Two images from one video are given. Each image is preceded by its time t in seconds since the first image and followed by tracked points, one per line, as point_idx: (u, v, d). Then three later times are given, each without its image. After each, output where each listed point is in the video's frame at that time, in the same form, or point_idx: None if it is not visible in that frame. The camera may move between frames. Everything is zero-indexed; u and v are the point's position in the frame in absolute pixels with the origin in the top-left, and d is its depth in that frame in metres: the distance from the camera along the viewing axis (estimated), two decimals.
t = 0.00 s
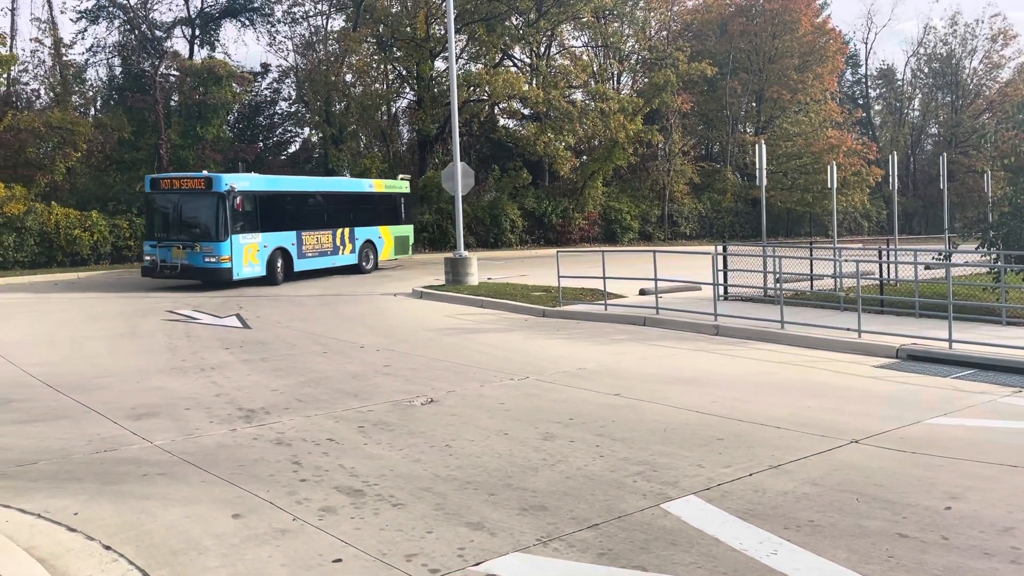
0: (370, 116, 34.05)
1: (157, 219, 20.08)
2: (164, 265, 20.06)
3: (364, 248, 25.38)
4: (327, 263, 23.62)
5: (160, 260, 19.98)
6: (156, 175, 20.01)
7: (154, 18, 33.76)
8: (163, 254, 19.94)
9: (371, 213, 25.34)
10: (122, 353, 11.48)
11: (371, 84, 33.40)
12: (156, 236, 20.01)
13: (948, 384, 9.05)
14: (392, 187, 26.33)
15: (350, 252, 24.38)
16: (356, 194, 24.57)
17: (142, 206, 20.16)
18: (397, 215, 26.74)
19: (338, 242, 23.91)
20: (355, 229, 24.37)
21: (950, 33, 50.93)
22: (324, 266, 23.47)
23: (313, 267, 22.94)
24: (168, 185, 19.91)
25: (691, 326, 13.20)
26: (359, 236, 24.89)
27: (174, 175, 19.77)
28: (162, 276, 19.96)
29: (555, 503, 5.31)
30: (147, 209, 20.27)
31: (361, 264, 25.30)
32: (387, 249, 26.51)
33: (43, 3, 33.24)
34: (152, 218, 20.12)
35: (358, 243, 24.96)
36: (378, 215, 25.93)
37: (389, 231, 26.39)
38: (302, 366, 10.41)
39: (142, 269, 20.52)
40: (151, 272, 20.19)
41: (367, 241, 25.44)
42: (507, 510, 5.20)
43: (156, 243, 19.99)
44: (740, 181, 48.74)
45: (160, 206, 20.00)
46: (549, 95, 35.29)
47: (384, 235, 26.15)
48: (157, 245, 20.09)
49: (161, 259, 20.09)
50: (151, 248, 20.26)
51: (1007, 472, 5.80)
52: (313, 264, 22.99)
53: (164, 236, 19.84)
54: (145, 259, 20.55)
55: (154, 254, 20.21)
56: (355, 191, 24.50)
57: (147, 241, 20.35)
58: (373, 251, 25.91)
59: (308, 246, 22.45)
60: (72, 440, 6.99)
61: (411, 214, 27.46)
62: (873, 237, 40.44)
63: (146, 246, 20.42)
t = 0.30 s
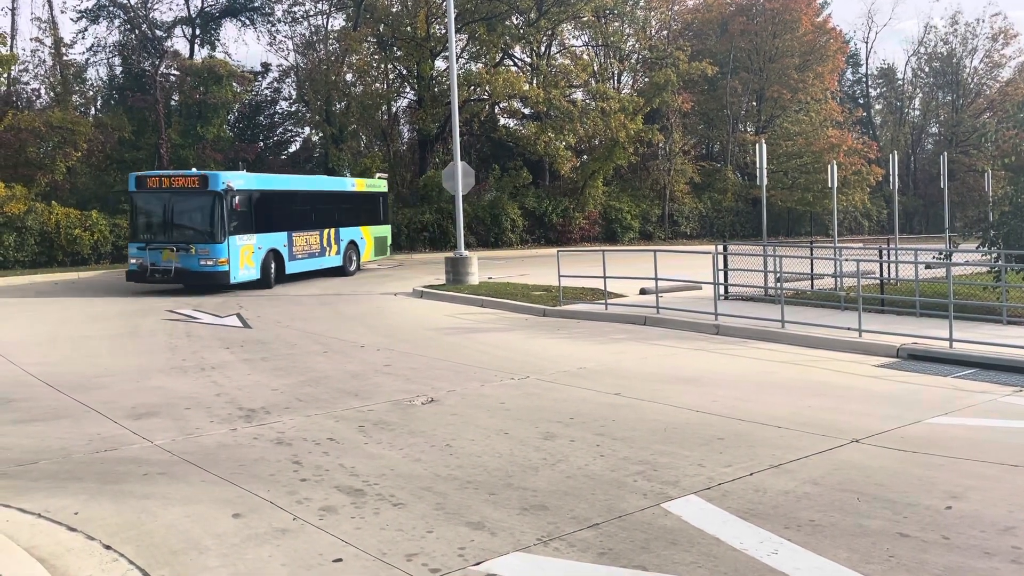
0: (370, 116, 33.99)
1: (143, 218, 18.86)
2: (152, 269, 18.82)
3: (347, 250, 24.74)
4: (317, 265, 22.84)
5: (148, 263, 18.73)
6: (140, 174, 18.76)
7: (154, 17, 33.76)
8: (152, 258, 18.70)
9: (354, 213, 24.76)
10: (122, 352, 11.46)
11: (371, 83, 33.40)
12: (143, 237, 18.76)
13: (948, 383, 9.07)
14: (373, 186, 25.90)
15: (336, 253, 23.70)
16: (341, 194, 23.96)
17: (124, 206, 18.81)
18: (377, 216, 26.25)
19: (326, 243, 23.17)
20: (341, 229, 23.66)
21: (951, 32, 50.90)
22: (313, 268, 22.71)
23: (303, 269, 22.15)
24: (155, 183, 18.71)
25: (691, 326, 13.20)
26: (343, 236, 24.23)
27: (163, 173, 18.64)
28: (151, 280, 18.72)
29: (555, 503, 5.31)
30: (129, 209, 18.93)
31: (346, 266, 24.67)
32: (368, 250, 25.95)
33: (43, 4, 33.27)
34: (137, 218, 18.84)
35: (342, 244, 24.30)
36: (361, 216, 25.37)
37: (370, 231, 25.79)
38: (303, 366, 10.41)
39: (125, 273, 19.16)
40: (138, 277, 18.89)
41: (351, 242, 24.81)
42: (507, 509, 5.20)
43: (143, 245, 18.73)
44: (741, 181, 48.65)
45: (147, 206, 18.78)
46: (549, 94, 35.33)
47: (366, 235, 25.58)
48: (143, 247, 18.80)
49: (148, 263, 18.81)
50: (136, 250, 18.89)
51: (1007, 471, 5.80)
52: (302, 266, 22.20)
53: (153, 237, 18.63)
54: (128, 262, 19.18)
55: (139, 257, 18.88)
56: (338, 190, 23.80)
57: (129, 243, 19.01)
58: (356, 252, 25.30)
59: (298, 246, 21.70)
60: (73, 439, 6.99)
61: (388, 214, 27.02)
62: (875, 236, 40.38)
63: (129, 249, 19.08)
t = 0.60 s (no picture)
0: (370, 115, 33.99)
1: (137, 217, 17.76)
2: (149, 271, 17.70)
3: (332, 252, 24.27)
4: (307, 266, 22.33)
5: (145, 265, 17.63)
6: (134, 169, 17.68)
7: (153, 16, 33.70)
8: (149, 259, 17.60)
9: (338, 213, 24.34)
10: (121, 352, 11.45)
11: (371, 83, 33.40)
12: (136, 238, 17.64)
13: (948, 382, 9.08)
14: (354, 188, 25.60)
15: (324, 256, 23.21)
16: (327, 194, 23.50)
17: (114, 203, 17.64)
18: (357, 217, 25.94)
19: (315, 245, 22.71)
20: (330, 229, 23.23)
21: (950, 31, 50.92)
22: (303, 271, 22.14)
23: (295, 271, 21.53)
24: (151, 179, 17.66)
25: (691, 325, 13.20)
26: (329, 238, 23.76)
27: (161, 170, 17.65)
28: (148, 283, 17.64)
29: (555, 502, 5.30)
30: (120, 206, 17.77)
31: (333, 268, 24.17)
32: (349, 252, 25.60)
33: (42, 3, 33.27)
34: (129, 216, 17.72)
35: (328, 246, 23.82)
36: (343, 216, 24.97)
37: (351, 233, 25.48)
38: (303, 365, 10.39)
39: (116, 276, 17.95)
40: (132, 280, 17.75)
41: (334, 244, 24.41)
42: (506, 509, 5.19)
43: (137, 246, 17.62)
44: (740, 181, 48.62)
45: (141, 204, 17.70)
46: (549, 93, 35.40)
47: (348, 237, 25.20)
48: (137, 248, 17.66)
49: (145, 264, 17.68)
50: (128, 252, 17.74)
51: (1007, 470, 5.80)
52: (294, 269, 21.59)
53: (149, 237, 17.56)
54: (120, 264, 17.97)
55: (134, 259, 17.72)
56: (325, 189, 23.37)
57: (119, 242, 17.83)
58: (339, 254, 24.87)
59: (293, 248, 21.11)
60: (72, 439, 6.98)
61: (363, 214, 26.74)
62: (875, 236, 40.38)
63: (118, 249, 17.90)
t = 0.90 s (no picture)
0: (370, 115, 34.00)
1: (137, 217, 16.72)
2: (154, 275, 16.70)
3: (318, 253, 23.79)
4: (299, 268, 21.84)
5: (149, 269, 16.62)
6: (134, 165, 16.66)
7: (151, 16, 33.62)
8: (154, 262, 16.59)
9: (323, 212, 23.83)
10: (120, 352, 11.44)
11: (370, 82, 33.39)
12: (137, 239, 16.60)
13: (947, 382, 9.08)
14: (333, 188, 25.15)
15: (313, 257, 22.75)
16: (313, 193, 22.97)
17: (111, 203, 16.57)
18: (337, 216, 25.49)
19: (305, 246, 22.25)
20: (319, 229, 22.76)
21: (949, 31, 50.94)
22: (297, 272, 21.63)
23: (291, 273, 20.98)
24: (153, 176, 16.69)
25: (691, 325, 13.20)
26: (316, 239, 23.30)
27: (164, 166, 16.70)
28: (153, 288, 16.62)
29: (555, 502, 5.30)
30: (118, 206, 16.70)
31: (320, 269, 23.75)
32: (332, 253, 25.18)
33: (41, 3, 33.29)
34: (129, 215, 16.65)
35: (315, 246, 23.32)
36: (327, 216, 24.47)
37: (333, 234, 25.06)
38: (302, 365, 10.39)
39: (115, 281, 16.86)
40: (134, 285, 16.69)
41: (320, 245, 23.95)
42: (506, 509, 5.19)
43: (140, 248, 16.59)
44: (739, 180, 48.67)
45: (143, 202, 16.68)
46: (548, 93, 35.40)
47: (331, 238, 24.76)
48: (140, 251, 16.62)
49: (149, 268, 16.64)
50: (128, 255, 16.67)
51: (1006, 470, 5.80)
52: (289, 270, 21.05)
53: (153, 238, 16.56)
54: (119, 268, 16.86)
55: (136, 262, 16.67)
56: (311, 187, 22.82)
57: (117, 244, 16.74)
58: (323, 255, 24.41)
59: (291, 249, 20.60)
60: (71, 439, 6.97)
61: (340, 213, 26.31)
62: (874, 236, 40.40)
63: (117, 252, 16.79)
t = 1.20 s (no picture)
0: (368, 115, 34.00)
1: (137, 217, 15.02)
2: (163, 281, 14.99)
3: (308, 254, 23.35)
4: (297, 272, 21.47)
5: (158, 274, 14.95)
6: (136, 162, 15.05)
7: (149, 16, 33.63)
8: (163, 266, 14.93)
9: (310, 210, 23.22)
10: (117, 352, 11.43)
11: (368, 83, 33.40)
12: (140, 241, 14.92)
13: (943, 381, 9.09)
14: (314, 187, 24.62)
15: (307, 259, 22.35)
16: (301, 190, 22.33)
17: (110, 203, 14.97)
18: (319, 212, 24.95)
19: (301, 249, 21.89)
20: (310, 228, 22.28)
21: (947, 31, 50.99)
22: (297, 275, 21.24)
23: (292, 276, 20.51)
24: (158, 173, 15.10)
25: (689, 325, 13.21)
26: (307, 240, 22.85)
27: (170, 163, 15.13)
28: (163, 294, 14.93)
29: (553, 502, 5.30)
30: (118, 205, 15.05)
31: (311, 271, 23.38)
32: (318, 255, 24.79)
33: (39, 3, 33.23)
34: (131, 216, 15.00)
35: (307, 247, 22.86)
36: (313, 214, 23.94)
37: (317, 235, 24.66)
38: (300, 365, 10.39)
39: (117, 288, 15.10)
40: (140, 292, 14.97)
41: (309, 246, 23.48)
42: (504, 509, 5.19)
43: (146, 251, 14.95)
44: (737, 180, 48.72)
45: (147, 201, 15.05)
46: (547, 93, 35.39)
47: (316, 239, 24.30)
48: (146, 254, 14.95)
49: (156, 272, 14.95)
50: (132, 258, 14.93)
51: (1003, 470, 5.82)
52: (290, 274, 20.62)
53: (160, 240, 14.95)
54: (121, 274, 15.08)
55: (142, 266, 14.95)
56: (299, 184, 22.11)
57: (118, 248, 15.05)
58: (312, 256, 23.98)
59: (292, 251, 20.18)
60: (69, 439, 6.98)
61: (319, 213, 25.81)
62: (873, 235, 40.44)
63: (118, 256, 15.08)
